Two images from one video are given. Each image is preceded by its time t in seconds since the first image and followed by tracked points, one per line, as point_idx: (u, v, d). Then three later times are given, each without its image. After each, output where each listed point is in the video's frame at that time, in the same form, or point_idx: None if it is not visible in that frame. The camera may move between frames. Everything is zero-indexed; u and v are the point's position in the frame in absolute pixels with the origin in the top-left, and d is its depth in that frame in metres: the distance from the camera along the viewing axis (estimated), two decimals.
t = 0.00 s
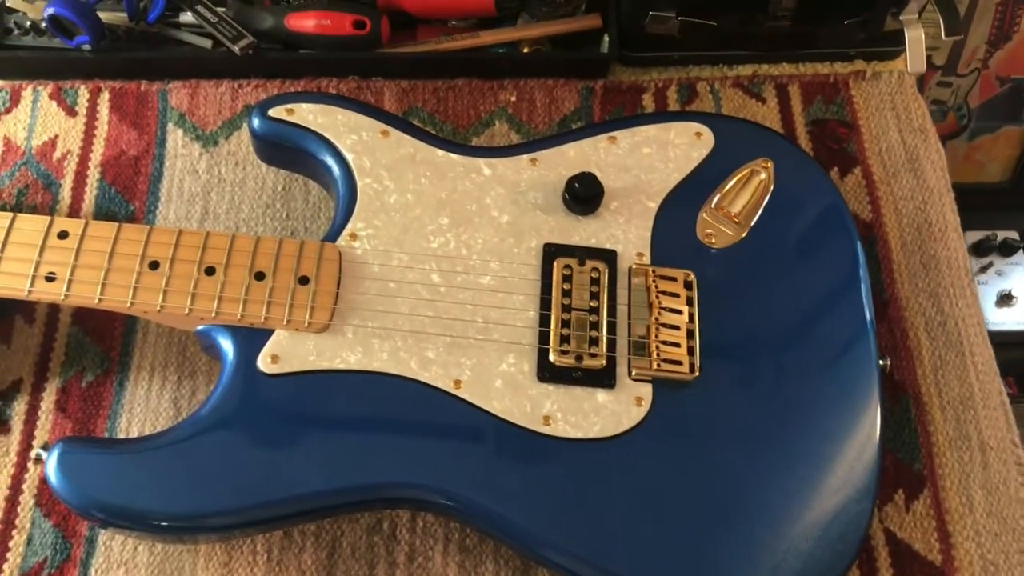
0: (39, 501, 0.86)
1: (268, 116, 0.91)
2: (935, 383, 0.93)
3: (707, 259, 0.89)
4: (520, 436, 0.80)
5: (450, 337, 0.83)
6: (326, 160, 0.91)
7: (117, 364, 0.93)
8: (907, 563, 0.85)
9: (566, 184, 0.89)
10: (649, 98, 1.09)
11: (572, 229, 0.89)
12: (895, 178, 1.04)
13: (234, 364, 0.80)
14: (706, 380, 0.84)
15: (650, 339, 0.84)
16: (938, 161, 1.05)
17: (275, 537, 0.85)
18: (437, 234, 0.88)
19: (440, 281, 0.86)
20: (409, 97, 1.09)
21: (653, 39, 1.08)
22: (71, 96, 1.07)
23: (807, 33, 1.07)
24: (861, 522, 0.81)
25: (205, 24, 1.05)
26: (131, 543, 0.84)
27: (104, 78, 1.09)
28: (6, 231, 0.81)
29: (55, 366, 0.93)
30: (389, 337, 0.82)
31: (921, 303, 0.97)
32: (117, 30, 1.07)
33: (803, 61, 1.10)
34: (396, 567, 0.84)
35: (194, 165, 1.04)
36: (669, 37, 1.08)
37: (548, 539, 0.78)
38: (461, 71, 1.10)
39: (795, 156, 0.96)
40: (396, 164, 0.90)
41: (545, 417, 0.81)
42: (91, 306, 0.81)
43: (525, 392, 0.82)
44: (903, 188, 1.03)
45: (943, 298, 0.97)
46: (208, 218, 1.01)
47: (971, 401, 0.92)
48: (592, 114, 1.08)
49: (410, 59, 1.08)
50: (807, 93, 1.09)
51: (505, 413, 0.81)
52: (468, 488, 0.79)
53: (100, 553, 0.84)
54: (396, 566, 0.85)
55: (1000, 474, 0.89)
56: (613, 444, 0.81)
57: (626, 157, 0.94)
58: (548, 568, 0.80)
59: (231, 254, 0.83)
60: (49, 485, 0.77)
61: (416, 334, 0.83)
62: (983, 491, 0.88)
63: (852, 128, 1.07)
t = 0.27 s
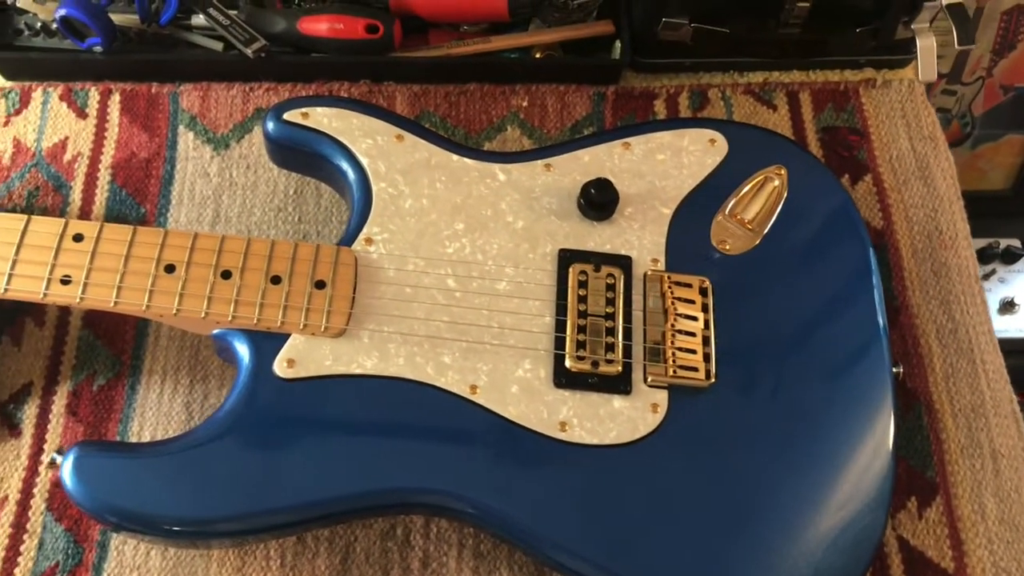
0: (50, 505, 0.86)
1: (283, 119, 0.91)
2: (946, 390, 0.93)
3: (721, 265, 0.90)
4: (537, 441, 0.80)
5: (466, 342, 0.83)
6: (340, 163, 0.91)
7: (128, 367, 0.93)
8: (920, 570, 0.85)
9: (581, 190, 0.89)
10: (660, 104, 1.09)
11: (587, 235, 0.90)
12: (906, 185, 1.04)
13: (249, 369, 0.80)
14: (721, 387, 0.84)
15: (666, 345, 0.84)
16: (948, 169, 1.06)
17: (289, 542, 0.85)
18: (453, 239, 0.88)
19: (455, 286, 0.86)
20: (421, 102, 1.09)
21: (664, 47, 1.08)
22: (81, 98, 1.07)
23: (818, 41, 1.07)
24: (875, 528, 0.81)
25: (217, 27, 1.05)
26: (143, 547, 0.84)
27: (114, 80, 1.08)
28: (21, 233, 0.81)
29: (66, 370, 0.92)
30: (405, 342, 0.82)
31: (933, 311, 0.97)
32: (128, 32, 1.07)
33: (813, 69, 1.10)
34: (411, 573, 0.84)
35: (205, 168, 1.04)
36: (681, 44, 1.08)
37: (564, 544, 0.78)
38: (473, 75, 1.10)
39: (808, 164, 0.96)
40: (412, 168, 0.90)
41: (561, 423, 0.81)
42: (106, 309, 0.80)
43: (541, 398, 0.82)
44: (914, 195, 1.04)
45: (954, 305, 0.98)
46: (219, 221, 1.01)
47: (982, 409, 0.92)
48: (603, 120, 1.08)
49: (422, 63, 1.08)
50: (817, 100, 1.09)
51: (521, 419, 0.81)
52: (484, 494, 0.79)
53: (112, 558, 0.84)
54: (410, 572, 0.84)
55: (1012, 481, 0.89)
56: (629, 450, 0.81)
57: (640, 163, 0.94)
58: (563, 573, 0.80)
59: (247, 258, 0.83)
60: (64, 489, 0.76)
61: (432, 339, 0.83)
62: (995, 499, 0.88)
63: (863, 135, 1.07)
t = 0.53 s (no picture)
0: (63, 501, 0.85)
1: (299, 115, 0.91)
2: (958, 392, 0.94)
3: (737, 265, 0.90)
4: (555, 440, 0.80)
5: (483, 340, 0.83)
6: (356, 160, 0.91)
7: (141, 363, 0.92)
8: (933, 571, 0.86)
9: (598, 189, 0.89)
10: (672, 105, 1.09)
11: (603, 234, 0.90)
12: (917, 188, 1.05)
13: (267, 365, 0.80)
14: (739, 387, 0.84)
15: (683, 344, 0.85)
16: (958, 172, 1.06)
17: (304, 539, 0.84)
18: (469, 237, 0.88)
19: (472, 284, 0.86)
20: (434, 99, 1.09)
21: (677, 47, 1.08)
22: (92, 92, 1.06)
23: (831, 44, 1.07)
24: (889, 529, 0.82)
25: (230, 22, 1.04)
26: (157, 544, 0.83)
27: (125, 74, 1.07)
28: (37, 227, 0.81)
29: (78, 365, 0.92)
30: (423, 339, 0.82)
31: (944, 312, 0.98)
32: (140, 26, 1.06)
33: (824, 71, 1.11)
34: (426, 571, 0.84)
35: (217, 163, 1.03)
36: (694, 45, 1.08)
37: (581, 543, 0.79)
38: (485, 74, 1.09)
39: (823, 165, 0.96)
40: (428, 166, 0.90)
41: (579, 422, 0.81)
42: (122, 304, 0.80)
43: (559, 396, 0.82)
44: (924, 198, 1.04)
45: (965, 307, 0.98)
46: (231, 216, 1.00)
47: (993, 410, 0.93)
48: (616, 120, 1.08)
49: (435, 61, 1.07)
50: (829, 102, 1.09)
51: (539, 417, 0.81)
52: (501, 492, 0.79)
53: (125, 554, 0.83)
54: (426, 570, 0.84)
55: None
56: (647, 448, 0.81)
57: (655, 162, 0.94)
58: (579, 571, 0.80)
59: (265, 254, 0.83)
60: (81, 485, 0.76)
61: (450, 336, 0.83)
62: (1007, 500, 0.89)
63: (874, 138, 1.08)
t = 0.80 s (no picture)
0: (81, 495, 0.85)
1: (320, 112, 0.91)
2: (974, 394, 0.94)
3: (758, 267, 0.90)
4: (578, 439, 0.81)
5: (506, 338, 0.83)
6: (378, 157, 0.91)
7: (158, 358, 0.92)
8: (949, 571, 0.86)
9: (620, 189, 0.89)
10: (689, 106, 1.09)
11: (624, 234, 0.90)
12: (931, 192, 1.06)
13: (290, 361, 0.80)
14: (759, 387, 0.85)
15: (705, 345, 0.85)
16: (972, 176, 1.07)
17: (324, 536, 0.84)
18: (491, 235, 0.88)
19: (494, 282, 0.86)
20: (451, 97, 1.08)
21: (695, 48, 1.08)
22: (107, 86, 1.05)
23: (847, 48, 1.07)
24: (907, 530, 0.83)
25: (247, 17, 1.04)
26: (176, 539, 0.83)
27: (141, 68, 1.07)
28: (59, 220, 0.80)
29: (95, 359, 0.91)
30: (446, 336, 0.83)
31: (959, 316, 0.99)
32: (157, 20, 1.06)
33: (839, 74, 1.11)
34: (446, 568, 0.84)
35: (234, 158, 1.03)
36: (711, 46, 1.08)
37: (603, 541, 0.79)
38: (502, 72, 1.09)
39: (842, 169, 0.97)
40: (450, 164, 0.90)
41: (602, 421, 0.82)
42: (146, 299, 0.80)
43: (581, 394, 0.82)
44: (939, 202, 1.05)
45: (980, 311, 0.99)
46: (249, 212, 1.00)
47: (1009, 413, 0.94)
48: (633, 120, 1.08)
49: (452, 60, 1.07)
50: (844, 105, 1.10)
51: (562, 415, 0.81)
52: (523, 490, 0.79)
53: (145, 549, 0.83)
54: (446, 567, 0.84)
55: None
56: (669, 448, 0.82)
57: (675, 163, 0.94)
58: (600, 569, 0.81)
59: (289, 250, 0.83)
60: (104, 479, 0.76)
61: (473, 334, 0.83)
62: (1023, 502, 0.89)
63: (889, 142, 1.08)
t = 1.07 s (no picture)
0: (97, 494, 0.85)
1: (341, 110, 0.91)
2: (988, 401, 0.95)
3: (777, 272, 0.90)
4: (600, 442, 0.81)
5: (527, 341, 0.83)
6: (398, 156, 0.91)
7: (174, 356, 0.91)
8: None
9: (640, 192, 0.90)
10: (705, 109, 1.09)
11: (644, 237, 0.90)
12: (946, 199, 1.06)
13: (311, 361, 0.81)
14: (779, 392, 0.85)
15: (725, 350, 0.85)
16: (987, 183, 1.07)
17: (341, 537, 0.85)
18: (512, 237, 0.88)
19: (515, 283, 0.86)
20: (468, 97, 1.08)
21: (712, 52, 1.08)
22: (123, 81, 1.05)
23: (864, 53, 1.08)
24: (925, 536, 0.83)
25: (266, 14, 1.04)
26: (193, 539, 0.83)
27: (157, 64, 1.06)
28: (80, 216, 0.80)
29: (111, 357, 0.91)
30: (467, 337, 0.83)
31: (974, 322, 0.99)
32: (174, 15, 1.05)
33: (855, 80, 1.12)
34: (463, 570, 0.85)
35: (251, 156, 1.02)
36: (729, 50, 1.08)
37: (623, 544, 0.79)
38: (519, 73, 1.09)
39: (859, 175, 0.97)
40: (470, 165, 0.90)
41: (623, 424, 0.82)
42: (167, 296, 0.80)
43: (602, 398, 0.82)
44: (954, 209, 1.05)
45: (995, 318, 0.99)
46: (266, 210, 1.00)
47: None
48: (650, 122, 1.08)
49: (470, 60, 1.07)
50: (860, 111, 1.10)
51: (583, 419, 0.82)
52: (544, 491, 0.79)
53: (160, 549, 0.83)
54: (463, 569, 0.85)
55: None
56: (689, 451, 0.82)
57: (695, 166, 0.94)
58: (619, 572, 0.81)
59: (311, 249, 0.83)
60: (125, 477, 0.76)
61: (494, 336, 0.83)
62: None
63: (904, 148, 1.09)
